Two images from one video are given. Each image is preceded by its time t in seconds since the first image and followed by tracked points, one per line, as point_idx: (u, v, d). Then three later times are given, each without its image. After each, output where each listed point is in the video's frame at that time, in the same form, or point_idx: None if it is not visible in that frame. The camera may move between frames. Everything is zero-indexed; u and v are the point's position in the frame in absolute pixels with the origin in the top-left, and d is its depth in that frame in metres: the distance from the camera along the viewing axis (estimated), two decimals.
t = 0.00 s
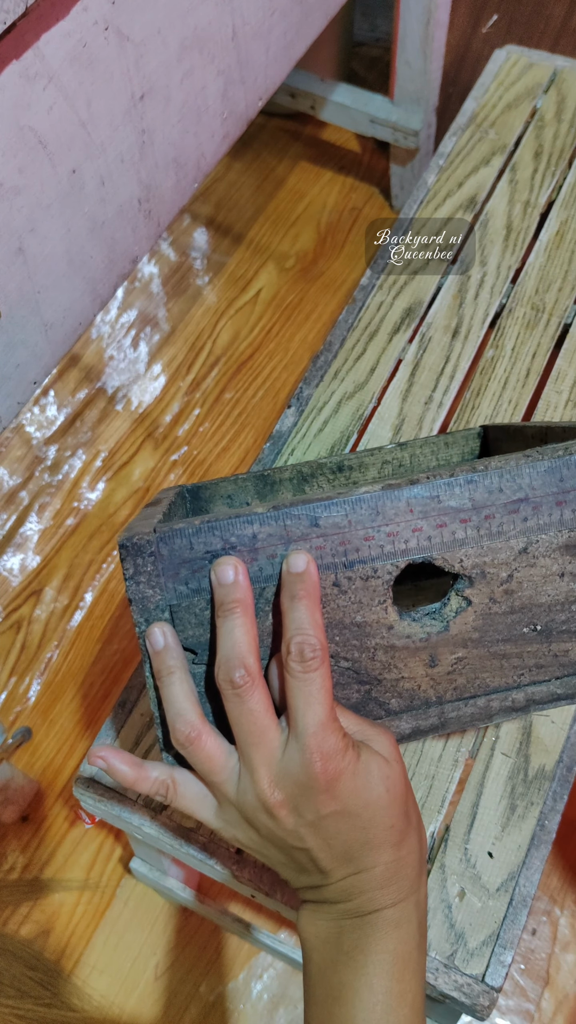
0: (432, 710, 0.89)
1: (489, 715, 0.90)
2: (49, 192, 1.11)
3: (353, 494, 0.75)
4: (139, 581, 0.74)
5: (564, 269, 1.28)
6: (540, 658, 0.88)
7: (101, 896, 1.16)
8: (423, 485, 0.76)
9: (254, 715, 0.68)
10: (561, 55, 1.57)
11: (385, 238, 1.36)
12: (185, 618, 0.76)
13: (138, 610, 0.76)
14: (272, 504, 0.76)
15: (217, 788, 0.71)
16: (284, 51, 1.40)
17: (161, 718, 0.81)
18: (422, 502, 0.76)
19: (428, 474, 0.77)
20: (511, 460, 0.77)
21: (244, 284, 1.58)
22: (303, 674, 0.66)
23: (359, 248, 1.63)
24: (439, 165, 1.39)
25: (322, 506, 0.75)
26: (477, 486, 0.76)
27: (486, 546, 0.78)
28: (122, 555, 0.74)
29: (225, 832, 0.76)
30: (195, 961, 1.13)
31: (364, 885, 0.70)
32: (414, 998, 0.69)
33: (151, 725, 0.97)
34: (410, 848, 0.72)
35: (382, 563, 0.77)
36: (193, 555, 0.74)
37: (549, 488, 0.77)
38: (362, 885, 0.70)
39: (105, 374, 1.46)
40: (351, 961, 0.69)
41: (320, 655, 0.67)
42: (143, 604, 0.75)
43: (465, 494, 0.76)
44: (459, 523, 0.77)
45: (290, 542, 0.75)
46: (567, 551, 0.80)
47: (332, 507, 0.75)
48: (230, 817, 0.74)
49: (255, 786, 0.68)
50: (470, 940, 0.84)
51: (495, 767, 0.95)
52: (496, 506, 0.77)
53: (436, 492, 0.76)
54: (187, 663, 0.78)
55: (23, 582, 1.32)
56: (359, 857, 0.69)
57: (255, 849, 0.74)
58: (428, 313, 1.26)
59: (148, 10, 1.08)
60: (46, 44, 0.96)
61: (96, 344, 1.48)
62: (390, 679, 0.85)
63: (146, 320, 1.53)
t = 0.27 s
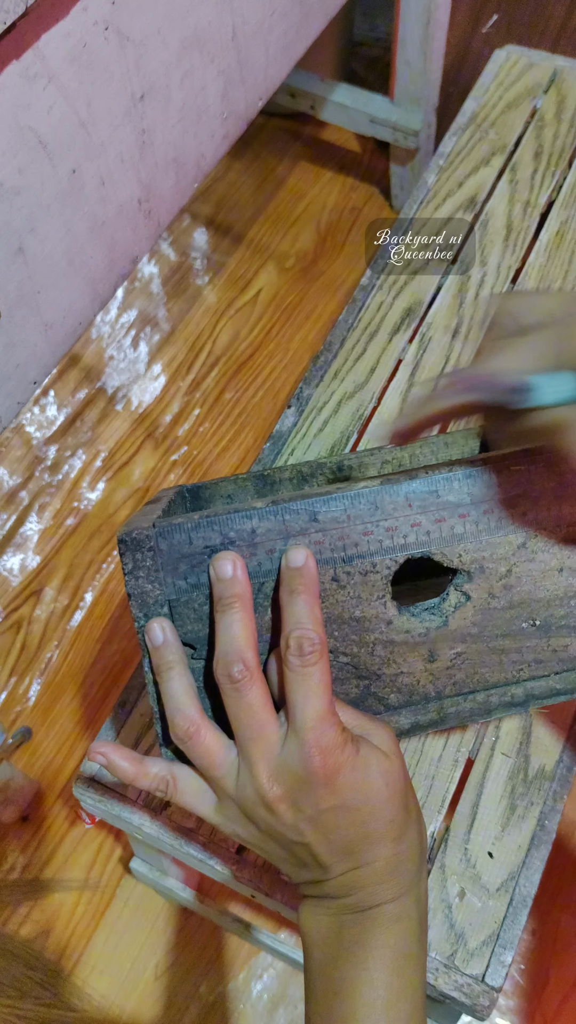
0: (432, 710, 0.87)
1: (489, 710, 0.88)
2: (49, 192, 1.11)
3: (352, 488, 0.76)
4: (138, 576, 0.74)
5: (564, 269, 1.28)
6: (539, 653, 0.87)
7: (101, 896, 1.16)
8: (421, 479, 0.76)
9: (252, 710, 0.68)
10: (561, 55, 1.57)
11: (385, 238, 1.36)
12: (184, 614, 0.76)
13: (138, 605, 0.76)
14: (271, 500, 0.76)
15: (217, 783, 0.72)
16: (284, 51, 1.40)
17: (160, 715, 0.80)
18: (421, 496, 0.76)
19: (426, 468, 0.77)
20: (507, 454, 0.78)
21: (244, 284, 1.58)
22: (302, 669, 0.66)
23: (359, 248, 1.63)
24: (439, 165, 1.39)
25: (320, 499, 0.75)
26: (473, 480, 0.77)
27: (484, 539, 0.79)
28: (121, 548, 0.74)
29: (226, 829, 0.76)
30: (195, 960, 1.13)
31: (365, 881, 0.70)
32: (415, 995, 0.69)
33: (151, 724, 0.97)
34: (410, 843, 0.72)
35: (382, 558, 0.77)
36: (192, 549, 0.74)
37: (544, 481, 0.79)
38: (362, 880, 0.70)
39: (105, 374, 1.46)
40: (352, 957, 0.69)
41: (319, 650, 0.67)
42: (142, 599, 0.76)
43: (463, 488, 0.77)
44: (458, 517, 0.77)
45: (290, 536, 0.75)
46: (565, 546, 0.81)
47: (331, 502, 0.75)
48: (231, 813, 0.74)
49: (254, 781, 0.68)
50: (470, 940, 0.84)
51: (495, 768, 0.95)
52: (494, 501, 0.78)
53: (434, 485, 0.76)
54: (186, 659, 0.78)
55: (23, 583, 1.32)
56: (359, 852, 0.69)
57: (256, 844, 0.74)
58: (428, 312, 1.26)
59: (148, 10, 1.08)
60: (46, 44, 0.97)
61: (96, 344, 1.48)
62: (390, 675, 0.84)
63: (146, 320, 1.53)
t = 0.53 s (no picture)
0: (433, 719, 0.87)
1: (491, 723, 0.88)
2: (49, 192, 1.11)
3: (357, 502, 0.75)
4: (140, 591, 0.74)
5: (565, 269, 1.28)
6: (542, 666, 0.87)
7: (101, 896, 1.16)
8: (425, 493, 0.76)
9: (255, 724, 0.68)
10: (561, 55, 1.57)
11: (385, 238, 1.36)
12: (186, 627, 0.76)
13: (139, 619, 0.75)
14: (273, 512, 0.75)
15: (220, 798, 0.71)
16: (284, 51, 1.40)
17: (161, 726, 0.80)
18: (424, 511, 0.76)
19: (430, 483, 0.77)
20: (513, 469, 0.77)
21: (244, 284, 1.58)
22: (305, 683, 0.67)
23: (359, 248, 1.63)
24: (439, 165, 1.39)
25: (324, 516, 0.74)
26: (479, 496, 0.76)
27: (488, 554, 0.78)
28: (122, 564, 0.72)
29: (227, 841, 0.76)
30: (195, 960, 1.13)
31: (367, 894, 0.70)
32: (417, 1006, 0.69)
33: (151, 725, 0.97)
34: (411, 857, 0.72)
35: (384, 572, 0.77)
36: (194, 564, 0.73)
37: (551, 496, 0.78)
38: (364, 893, 0.70)
39: (105, 374, 1.46)
40: (354, 971, 0.69)
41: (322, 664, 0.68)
42: (144, 613, 0.75)
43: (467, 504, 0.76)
44: (460, 532, 0.77)
45: (293, 551, 0.74)
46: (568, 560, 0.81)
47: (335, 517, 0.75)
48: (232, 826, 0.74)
49: (256, 795, 0.68)
50: (470, 939, 0.84)
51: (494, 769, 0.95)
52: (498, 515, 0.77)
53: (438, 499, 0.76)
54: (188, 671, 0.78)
55: (23, 582, 1.32)
56: (361, 865, 0.69)
57: (257, 857, 0.74)
58: (428, 312, 1.26)
59: (148, 10, 1.08)
60: (46, 43, 0.97)
61: (96, 343, 1.45)
62: (392, 689, 0.84)
63: (146, 320, 1.53)
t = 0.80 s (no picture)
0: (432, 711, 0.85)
1: (489, 713, 0.85)
2: (49, 192, 1.11)
3: (354, 491, 0.76)
4: (138, 579, 0.75)
5: (565, 268, 1.28)
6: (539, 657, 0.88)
7: (101, 896, 1.16)
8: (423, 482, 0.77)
9: (252, 711, 0.68)
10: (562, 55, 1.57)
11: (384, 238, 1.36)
12: (185, 617, 0.76)
13: (138, 609, 0.76)
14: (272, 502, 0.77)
15: (217, 787, 0.71)
16: (284, 51, 1.40)
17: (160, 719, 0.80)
18: (422, 500, 0.77)
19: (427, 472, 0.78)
20: (507, 458, 0.79)
21: (244, 284, 1.58)
22: (302, 669, 0.67)
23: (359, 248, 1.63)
24: (439, 165, 1.39)
25: (322, 502, 0.76)
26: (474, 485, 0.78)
27: (485, 542, 0.79)
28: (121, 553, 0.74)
29: (225, 832, 0.76)
30: (196, 960, 1.13)
31: (365, 883, 0.70)
32: (416, 999, 0.68)
33: (151, 725, 0.97)
34: (409, 846, 0.72)
35: (382, 562, 0.77)
36: (192, 552, 0.74)
37: (546, 485, 0.79)
38: (362, 883, 0.70)
39: (105, 374, 1.46)
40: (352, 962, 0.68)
41: (318, 651, 0.68)
42: (143, 603, 0.76)
43: (463, 492, 0.77)
44: (457, 521, 0.78)
45: (291, 539, 0.75)
46: (566, 549, 0.81)
47: (332, 505, 0.76)
48: (230, 816, 0.74)
49: (254, 783, 0.68)
50: (470, 939, 0.84)
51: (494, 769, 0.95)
52: (495, 504, 0.78)
53: (435, 487, 0.77)
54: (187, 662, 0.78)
55: (23, 582, 1.32)
56: (359, 854, 0.69)
57: (255, 847, 0.74)
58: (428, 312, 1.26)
59: (148, 10, 1.08)
60: (46, 44, 0.96)
61: (96, 344, 1.47)
62: (390, 678, 0.83)
63: (146, 320, 1.53)
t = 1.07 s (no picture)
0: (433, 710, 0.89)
1: (489, 714, 0.91)
2: (49, 192, 1.11)
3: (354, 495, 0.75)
4: (139, 581, 0.74)
5: (564, 268, 1.28)
6: (540, 659, 0.88)
7: (101, 896, 1.16)
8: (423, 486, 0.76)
9: (253, 715, 0.68)
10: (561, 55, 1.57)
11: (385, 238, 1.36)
12: (185, 619, 0.76)
13: (138, 611, 0.75)
14: (272, 503, 0.76)
15: (218, 789, 0.71)
16: (284, 51, 1.40)
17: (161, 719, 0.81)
18: (422, 504, 0.76)
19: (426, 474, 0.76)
20: (510, 460, 0.77)
21: (244, 284, 1.58)
22: (303, 674, 0.66)
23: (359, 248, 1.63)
24: (439, 165, 1.39)
25: (322, 506, 0.75)
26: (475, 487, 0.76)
27: (485, 546, 0.78)
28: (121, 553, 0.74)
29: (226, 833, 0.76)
30: (196, 960, 1.13)
31: (366, 886, 0.70)
32: (416, 1000, 0.69)
33: (151, 725, 0.97)
34: (410, 849, 0.72)
35: (382, 564, 0.77)
36: (193, 555, 0.74)
37: (549, 487, 0.77)
38: (363, 886, 0.70)
39: (105, 374, 1.46)
40: (352, 963, 0.69)
41: (319, 656, 0.67)
42: (143, 604, 0.75)
43: (465, 495, 0.76)
44: (458, 524, 0.77)
45: (291, 543, 0.75)
46: (567, 552, 0.80)
47: (333, 508, 0.75)
48: (231, 818, 0.74)
49: (254, 786, 0.68)
50: (470, 939, 0.84)
51: (495, 768, 0.95)
52: (496, 506, 0.77)
53: (435, 491, 0.76)
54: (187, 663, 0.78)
55: (23, 582, 1.32)
56: (359, 857, 0.69)
57: (256, 849, 0.74)
58: (427, 312, 1.26)
59: (148, 10, 1.08)
60: (46, 43, 0.97)
61: (96, 344, 1.47)
62: (391, 680, 0.85)
63: (146, 320, 1.53)
